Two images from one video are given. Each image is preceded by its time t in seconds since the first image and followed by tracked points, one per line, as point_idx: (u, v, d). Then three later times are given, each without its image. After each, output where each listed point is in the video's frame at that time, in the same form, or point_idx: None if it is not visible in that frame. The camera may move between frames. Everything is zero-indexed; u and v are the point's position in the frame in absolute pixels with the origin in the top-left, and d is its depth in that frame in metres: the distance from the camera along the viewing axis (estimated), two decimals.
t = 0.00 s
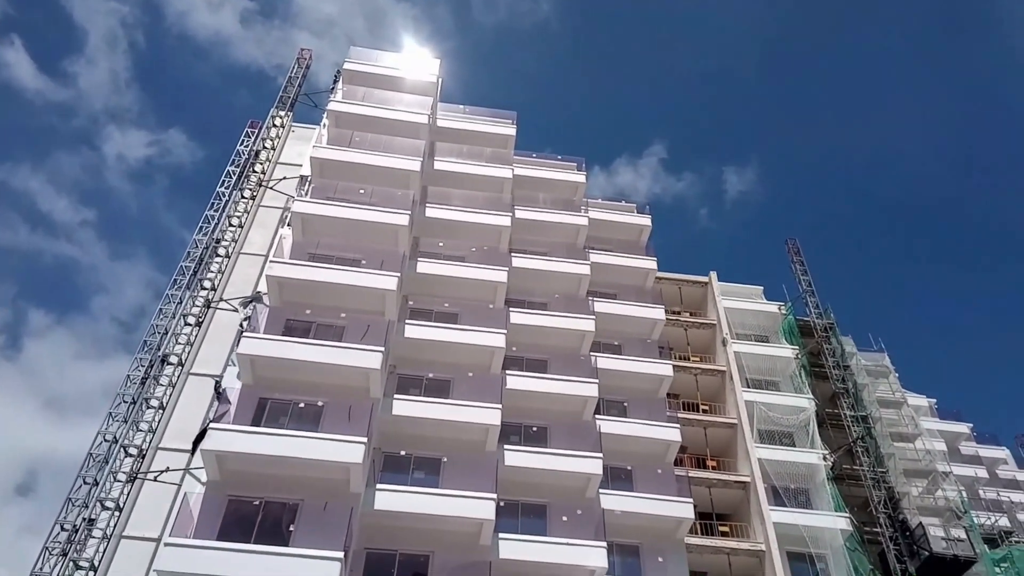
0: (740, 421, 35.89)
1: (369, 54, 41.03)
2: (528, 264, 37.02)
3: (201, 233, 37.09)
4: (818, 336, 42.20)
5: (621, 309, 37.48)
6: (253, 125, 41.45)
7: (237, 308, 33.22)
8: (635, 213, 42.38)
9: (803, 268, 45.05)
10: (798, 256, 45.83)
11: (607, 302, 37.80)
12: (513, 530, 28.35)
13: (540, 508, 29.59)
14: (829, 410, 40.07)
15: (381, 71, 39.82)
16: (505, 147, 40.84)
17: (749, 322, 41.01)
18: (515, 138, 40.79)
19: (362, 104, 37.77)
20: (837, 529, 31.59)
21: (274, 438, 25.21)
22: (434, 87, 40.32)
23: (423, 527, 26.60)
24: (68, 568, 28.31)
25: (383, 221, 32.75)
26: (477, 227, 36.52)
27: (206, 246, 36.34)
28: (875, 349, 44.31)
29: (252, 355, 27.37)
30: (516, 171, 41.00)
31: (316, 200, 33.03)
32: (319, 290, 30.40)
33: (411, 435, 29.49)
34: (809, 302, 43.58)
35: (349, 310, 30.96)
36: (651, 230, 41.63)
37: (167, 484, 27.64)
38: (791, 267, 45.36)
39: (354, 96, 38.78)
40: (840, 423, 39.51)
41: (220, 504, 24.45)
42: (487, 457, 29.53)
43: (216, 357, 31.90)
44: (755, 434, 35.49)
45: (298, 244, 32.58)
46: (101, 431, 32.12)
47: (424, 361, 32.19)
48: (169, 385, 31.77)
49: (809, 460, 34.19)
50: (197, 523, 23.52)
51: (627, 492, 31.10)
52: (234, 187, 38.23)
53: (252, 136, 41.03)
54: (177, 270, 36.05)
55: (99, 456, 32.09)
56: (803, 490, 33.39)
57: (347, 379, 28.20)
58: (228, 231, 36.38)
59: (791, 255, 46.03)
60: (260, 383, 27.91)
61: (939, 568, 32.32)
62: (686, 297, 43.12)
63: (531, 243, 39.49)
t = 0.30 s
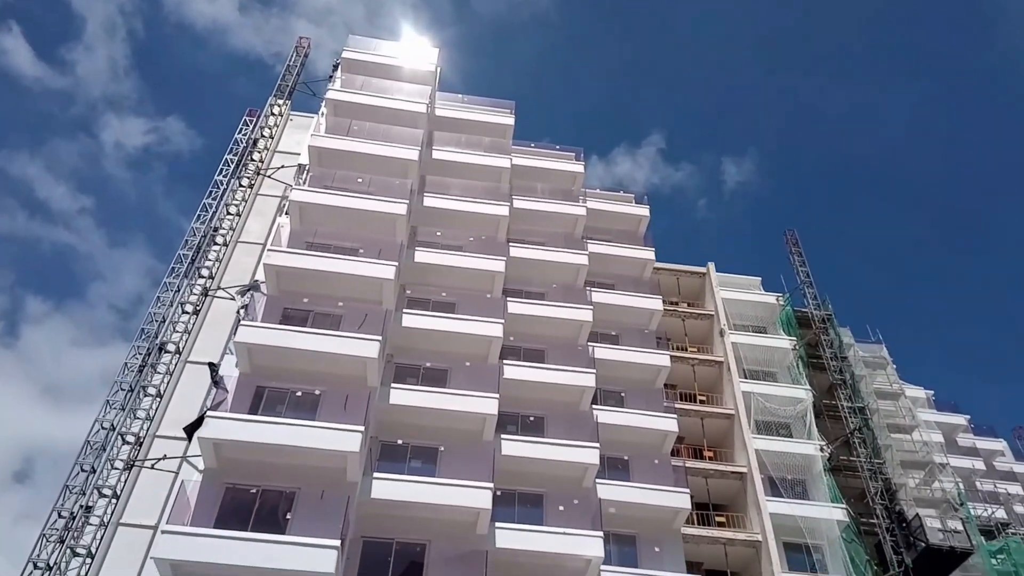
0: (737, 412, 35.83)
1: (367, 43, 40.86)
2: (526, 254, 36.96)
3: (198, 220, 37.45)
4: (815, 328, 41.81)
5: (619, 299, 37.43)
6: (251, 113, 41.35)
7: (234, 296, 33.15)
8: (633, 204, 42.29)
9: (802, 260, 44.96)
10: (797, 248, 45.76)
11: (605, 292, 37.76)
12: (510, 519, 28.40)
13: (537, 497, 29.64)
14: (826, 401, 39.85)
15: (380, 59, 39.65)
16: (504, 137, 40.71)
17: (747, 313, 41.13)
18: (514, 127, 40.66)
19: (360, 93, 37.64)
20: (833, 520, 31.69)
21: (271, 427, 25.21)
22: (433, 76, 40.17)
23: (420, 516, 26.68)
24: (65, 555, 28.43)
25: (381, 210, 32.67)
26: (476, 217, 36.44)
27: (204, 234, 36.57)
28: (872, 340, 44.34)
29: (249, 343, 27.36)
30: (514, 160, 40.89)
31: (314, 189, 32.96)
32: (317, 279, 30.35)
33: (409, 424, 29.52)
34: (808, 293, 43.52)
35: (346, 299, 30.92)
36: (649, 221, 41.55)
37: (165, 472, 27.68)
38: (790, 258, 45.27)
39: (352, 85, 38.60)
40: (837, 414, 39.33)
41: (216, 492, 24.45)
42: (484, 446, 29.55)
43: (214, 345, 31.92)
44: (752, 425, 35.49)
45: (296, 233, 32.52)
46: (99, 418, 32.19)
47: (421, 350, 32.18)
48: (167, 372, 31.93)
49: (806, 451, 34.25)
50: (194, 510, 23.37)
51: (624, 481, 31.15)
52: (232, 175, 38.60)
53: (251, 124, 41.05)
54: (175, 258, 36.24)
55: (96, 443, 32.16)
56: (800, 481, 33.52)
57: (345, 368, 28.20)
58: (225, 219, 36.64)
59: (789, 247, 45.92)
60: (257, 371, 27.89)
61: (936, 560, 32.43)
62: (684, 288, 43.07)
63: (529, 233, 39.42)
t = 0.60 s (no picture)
0: (734, 393, 36.09)
1: (365, 22, 40.54)
2: (525, 236, 36.99)
3: (196, 202, 37.30)
4: (812, 310, 41.91)
5: (617, 281, 37.52)
6: (248, 93, 41.12)
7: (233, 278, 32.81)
8: (632, 185, 42.25)
9: (799, 241, 45.03)
10: (794, 230, 45.82)
11: (603, 274, 37.82)
12: (508, 499, 28.69)
13: (535, 477, 29.94)
14: (822, 381, 40.14)
15: (377, 39, 39.36)
16: (502, 118, 40.55)
17: (744, 295, 41.30)
18: (512, 108, 40.49)
19: (357, 73, 37.41)
20: (827, 499, 32.07)
21: (270, 407, 25.36)
22: (431, 56, 39.92)
23: (419, 495, 26.91)
24: (66, 533, 28.76)
25: (378, 191, 32.63)
26: (474, 198, 36.39)
27: (202, 215, 36.44)
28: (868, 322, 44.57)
29: (248, 324, 27.42)
30: (512, 142, 40.76)
31: (311, 170, 32.89)
32: (315, 260, 30.37)
33: (407, 405, 29.68)
34: (805, 275, 43.66)
35: (345, 280, 30.96)
36: (647, 202, 41.53)
37: (165, 451, 27.87)
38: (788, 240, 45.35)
39: (349, 65, 38.35)
40: (833, 394, 39.62)
41: (217, 472, 24.63)
42: (483, 427, 29.75)
43: (213, 325, 31.96)
44: (749, 406, 35.80)
45: (294, 214, 32.47)
46: (98, 398, 32.36)
47: (420, 332, 32.27)
48: (165, 353, 32.12)
49: (802, 431, 34.58)
50: (195, 490, 23.58)
51: (621, 461, 31.45)
52: (229, 155, 38.36)
53: (247, 104, 40.85)
54: (173, 239, 36.30)
55: (96, 423, 32.36)
56: (795, 461, 33.93)
57: (343, 349, 28.31)
58: (224, 199, 36.54)
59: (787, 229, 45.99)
60: (256, 352, 27.98)
61: (928, 538, 32.81)
62: (682, 270, 43.15)
63: (528, 215, 39.38)
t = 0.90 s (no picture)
0: (733, 369, 36.30)
1: None
2: (524, 213, 36.99)
3: (194, 179, 37.40)
4: (811, 286, 41.96)
5: (617, 258, 37.58)
6: (244, 70, 40.87)
7: (231, 255, 33.16)
8: (631, 162, 42.15)
9: (799, 217, 45.01)
10: (794, 206, 45.76)
11: (602, 252, 37.87)
12: (509, 474, 28.97)
13: (535, 453, 30.20)
14: (820, 357, 40.29)
15: (375, 14, 39.04)
16: (500, 94, 40.34)
17: (743, 272, 41.35)
18: (510, 85, 40.26)
19: (355, 49, 37.15)
20: (825, 473, 32.33)
21: (272, 384, 25.52)
22: (428, 32, 39.62)
23: (420, 471, 27.17)
24: (71, 510, 29.09)
25: (377, 169, 32.56)
26: (473, 175, 36.33)
27: (200, 193, 36.18)
28: (866, 298, 44.67)
29: (249, 302, 27.51)
30: (511, 118, 40.59)
31: (310, 148, 32.79)
32: (315, 238, 30.38)
33: (408, 382, 29.88)
34: (804, 252, 43.68)
35: (344, 258, 31.00)
36: (647, 179, 41.45)
37: (167, 429, 28.14)
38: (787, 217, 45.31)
39: (347, 41, 38.06)
40: (831, 370, 39.80)
41: (220, 448, 24.87)
42: (483, 403, 29.98)
43: (213, 302, 32.09)
44: (747, 381, 36.01)
45: (293, 192, 32.44)
46: (100, 377, 32.61)
47: (420, 309, 32.37)
48: (166, 331, 32.25)
49: (800, 406, 34.81)
50: (197, 467, 23.65)
51: (620, 437, 31.74)
52: (227, 133, 38.09)
53: (245, 82, 40.62)
54: (170, 218, 35.95)
55: (98, 402, 32.50)
56: (793, 436, 34.11)
57: (344, 327, 28.44)
58: (222, 177, 36.46)
59: (786, 205, 45.94)
60: (257, 330, 28.12)
61: (925, 511, 33.15)
62: (681, 247, 43.16)
63: (527, 192, 39.33)
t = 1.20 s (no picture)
0: (733, 346, 36.38)
1: None
2: (524, 191, 36.92)
3: (193, 158, 37.52)
4: (812, 263, 41.89)
5: (617, 236, 37.54)
6: (242, 48, 40.64)
7: (232, 234, 33.06)
8: (631, 139, 41.95)
9: (800, 195, 44.84)
10: (795, 183, 45.60)
11: (602, 229, 37.82)
12: (509, 450, 29.17)
13: (536, 430, 30.37)
14: (820, 334, 40.28)
15: None
16: (499, 71, 40.08)
17: (743, 249, 41.30)
18: (510, 62, 39.98)
19: (353, 26, 36.87)
20: (824, 449, 32.57)
21: (273, 363, 25.64)
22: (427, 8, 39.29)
23: (421, 448, 27.38)
24: (76, 487, 29.45)
25: (376, 147, 32.47)
26: (472, 153, 36.20)
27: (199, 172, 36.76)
28: (867, 275, 44.63)
29: (249, 281, 27.55)
30: (511, 96, 40.37)
31: (308, 126, 32.67)
32: (315, 217, 30.37)
33: (408, 360, 30.02)
34: (805, 229, 43.57)
35: (344, 237, 30.99)
36: (647, 156, 41.28)
37: (170, 407, 28.37)
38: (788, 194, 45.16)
39: (344, 18, 37.77)
40: (831, 347, 39.83)
41: (222, 425, 25.07)
42: (484, 381, 30.10)
43: (213, 283, 31.83)
44: (747, 358, 36.10)
45: (292, 170, 32.37)
46: (104, 356, 33.47)
47: (420, 288, 32.41)
48: (169, 310, 32.95)
49: (800, 383, 34.94)
50: (201, 445, 23.93)
51: (620, 413, 31.92)
52: (224, 113, 38.24)
53: (242, 60, 40.43)
54: (170, 198, 36.39)
55: (102, 380, 32.88)
56: (793, 412, 34.29)
57: (345, 306, 28.51)
58: (221, 156, 36.98)
59: (788, 182, 45.77)
60: (258, 309, 28.20)
61: (924, 486, 33.28)
62: (682, 225, 43.10)
63: (527, 170, 39.20)
